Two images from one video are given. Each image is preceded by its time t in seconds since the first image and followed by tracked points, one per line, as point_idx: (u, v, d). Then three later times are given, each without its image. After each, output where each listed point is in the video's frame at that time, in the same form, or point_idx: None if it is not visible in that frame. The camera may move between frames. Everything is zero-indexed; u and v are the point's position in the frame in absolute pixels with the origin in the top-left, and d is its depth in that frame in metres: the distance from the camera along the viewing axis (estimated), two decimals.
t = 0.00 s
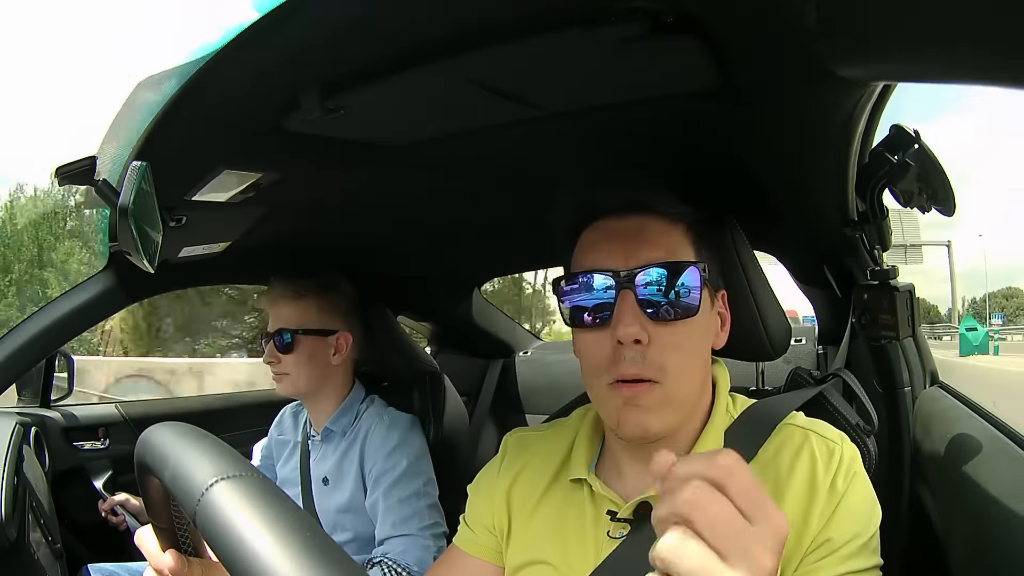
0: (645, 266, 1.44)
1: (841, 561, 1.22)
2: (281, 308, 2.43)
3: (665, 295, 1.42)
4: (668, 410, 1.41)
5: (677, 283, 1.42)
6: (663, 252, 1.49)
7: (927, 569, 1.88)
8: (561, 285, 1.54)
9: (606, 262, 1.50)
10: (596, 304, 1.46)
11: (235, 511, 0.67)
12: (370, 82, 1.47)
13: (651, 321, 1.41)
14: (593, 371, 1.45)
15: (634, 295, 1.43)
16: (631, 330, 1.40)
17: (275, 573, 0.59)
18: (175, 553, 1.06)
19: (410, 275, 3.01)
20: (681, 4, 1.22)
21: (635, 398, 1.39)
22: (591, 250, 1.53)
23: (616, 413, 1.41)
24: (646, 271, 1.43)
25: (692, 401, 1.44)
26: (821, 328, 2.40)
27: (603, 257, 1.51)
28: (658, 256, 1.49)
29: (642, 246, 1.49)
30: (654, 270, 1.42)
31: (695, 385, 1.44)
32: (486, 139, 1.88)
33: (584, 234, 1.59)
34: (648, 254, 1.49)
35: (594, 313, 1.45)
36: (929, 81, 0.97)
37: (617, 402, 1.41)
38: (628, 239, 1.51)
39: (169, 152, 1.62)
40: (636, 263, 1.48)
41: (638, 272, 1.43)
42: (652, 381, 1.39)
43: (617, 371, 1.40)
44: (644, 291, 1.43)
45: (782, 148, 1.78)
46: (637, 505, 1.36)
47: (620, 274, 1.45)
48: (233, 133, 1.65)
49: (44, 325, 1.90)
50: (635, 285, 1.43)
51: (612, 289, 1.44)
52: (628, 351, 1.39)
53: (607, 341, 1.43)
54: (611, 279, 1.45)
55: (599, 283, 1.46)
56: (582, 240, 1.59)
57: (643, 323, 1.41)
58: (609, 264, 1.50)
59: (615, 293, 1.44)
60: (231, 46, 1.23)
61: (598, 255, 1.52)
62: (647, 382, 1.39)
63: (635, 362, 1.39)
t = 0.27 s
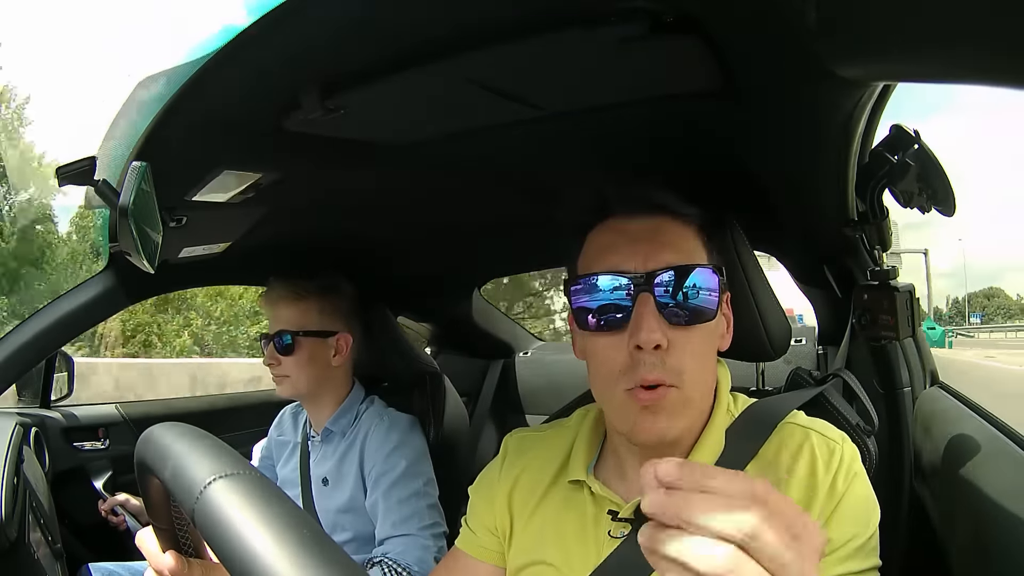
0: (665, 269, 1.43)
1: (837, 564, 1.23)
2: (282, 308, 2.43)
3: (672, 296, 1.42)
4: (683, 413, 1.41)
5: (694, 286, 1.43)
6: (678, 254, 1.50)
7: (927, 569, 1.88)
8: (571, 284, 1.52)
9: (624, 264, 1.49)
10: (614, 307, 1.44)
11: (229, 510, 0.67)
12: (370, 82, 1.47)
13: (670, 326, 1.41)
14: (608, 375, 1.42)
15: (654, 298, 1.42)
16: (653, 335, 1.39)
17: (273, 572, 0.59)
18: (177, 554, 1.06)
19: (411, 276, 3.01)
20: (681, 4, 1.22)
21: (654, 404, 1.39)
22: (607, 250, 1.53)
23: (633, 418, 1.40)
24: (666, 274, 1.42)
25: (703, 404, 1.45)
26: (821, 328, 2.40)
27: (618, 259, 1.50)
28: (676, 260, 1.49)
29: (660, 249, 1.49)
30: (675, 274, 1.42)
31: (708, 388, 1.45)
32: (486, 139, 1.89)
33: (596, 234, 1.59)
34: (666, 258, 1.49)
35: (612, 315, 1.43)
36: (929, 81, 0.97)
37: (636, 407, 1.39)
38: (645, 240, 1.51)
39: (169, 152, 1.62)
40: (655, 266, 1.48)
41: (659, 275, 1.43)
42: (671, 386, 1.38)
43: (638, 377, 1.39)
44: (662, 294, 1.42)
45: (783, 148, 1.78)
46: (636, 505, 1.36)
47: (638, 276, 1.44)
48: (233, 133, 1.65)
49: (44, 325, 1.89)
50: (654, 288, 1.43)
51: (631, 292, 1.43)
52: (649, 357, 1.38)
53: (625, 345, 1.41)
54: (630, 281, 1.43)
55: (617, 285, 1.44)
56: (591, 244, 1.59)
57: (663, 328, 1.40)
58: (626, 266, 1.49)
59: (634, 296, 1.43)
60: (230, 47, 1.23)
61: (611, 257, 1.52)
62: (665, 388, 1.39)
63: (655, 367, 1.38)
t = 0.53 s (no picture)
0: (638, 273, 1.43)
1: (830, 572, 1.23)
2: (282, 308, 2.43)
3: (665, 298, 1.42)
4: (660, 416, 1.40)
5: (665, 286, 1.42)
6: (656, 260, 1.50)
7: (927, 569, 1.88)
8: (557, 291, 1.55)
9: (598, 271, 1.52)
10: (586, 311, 1.47)
11: (229, 508, 0.67)
12: (370, 82, 1.47)
13: (640, 330, 1.41)
14: (587, 379, 1.46)
15: (624, 303, 1.43)
16: (619, 339, 1.40)
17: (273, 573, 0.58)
18: (178, 553, 1.06)
19: (410, 275, 3.01)
20: (681, 4, 1.22)
21: (624, 406, 1.40)
22: (589, 258, 1.55)
23: (608, 421, 1.42)
24: (633, 278, 1.43)
25: (687, 407, 1.44)
26: (821, 328, 2.40)
27: (599, 265, 1.52)
28: (650, 264, 1.50)
29: (635, 254, 1.50)
30: (641, 277, 1.42)
31: (688, 391, 1.43)
32: (486, 139, 1.89)
33: (586, 239, 1.59)
34: (639, 263, 1.49)
35: (588, 321, 1.46)
36: (929, 80, 0.97)
37: (607, 409, 1.41)
38: (625, 246, 1.52)
39: (169, 152, 1.62)
40: (626, 271, 1.49)
41: (626, 280, 1.43)
42: (641, 389, 1.39)
43: (606, 380, 1.41)
44: (636, 298, 1.43)
45: (782, 148, 1.77)
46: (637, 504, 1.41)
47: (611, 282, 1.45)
48: (233, 133, 1.65)
49: (44, 324, 1.89)
50: (626, 293, 1.43)
51: (601, 297, 1.45)
52: (616, 360, 1.40)
53: (598, 350, 1.44)
54: (602, 287, 1.45)
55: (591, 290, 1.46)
56: (581, 247, 1.59)
57: (632, 332, 1.41)
58: (601, 273, 1.51)
59: (606, 302, 1.44)
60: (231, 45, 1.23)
61: (595, 263, 1.53)
62: (637, 391, 1.39)
63: (623, 372, 1.39)
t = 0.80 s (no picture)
0: (635, 264, 1.44)
1: (831, 563, 1.23)
2: (283, 307, 2.43)
3: (664, 292, 1.42)
4: (662, 402, 1.41)
5: (663, 279, 1.42)
6: (650, 251, 1.50)
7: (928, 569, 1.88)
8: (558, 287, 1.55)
9: (598, 264, 1.52)
10: (585, 303, 1.47)
11: (230, 511, 0.67)
12: (370, 83, 1.47)
13: (639, 316, 1.42)
14: (589, 367, 1.47)
15: (623, 292, 1.44)
16: (619, 325, 1.41)
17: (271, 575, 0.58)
18: (178, 552, 1.05)
19: (410, 276, 3.01)
20: (681, 4, 1.21)
21: (626, 392, 1.41)
22: (586, 254, 1.55)
23: (611, 408, 1.43)
24: (632, 270, 1.43)
25: (688, 392, 1.45)
26: (821, 327, 2.40)
27: (597, 259, 1.52)
28: (647, 256, 1.49)
29: (633, 246, 1.50)
30: (639, 269, 1.42)
31: (690, 376, 1.44)
32: (486, 139, 1.88)
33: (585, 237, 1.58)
34: (638, 254, 1.49)
35: (587, 312, 1.47)
36: (931, 81, 0.97)
37: (608, 395, 1.43)
38: (621, 242, 1.52)
39: (169, 152, 1.62)
40: (625, 263, 1.49)
41: (625, 271, 1.44)
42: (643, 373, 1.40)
43: (608, 365, 1.42)
44: (634, 288, 1.43)
45: (783, 147, 1.77)
46: (636, 498, 1.42)
47: (610, 273, 1.45)
48: (233, 133, 1.65)
49: (44, 324, 1.89)
50: (624, 283, 1.44)
51: (600, 289, 1.45)
52: (617, 346, 1.41)
53: (599, 338, 1.45)
54: (600, 278, 1.45)
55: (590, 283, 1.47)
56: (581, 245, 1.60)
57: (632, 318, 1.42)
58: (600, 265, 1.51)
59: (605, 292, 1.45)
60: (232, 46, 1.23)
61: (593, 258, 1.53)
62: (638, 375, 1.40)
63: (625, 356, 1.41)
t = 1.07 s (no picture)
0: (642, 268, 1.44)
1: (824, 559, 1.23)
2: (282, 307, 2.43)
3: (667, 294, 1.43)
4: (670, 405, 1.42)
5: (667, 282, 1.43)
6: (656, 254, 1.50)
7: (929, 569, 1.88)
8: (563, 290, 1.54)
9: (603, 266, 1.51)
10: (591, 307, 1.47)
11: (228, 504, 0.67)
12: (370, 82, 1.47)
13: (646, 320, 1.42)
14: (595, 371, 1.46)
15: (630, 295, 1.44)
16: (627, 329, 1.41)
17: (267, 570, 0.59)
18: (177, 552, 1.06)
19: (410, 276, 3.01)
20: (681, 4, 1.21)
21: (635, 396, 1.41)
22: (592, 254, 1.55)
23: (618, 411, 1.43)
24: (637, 273, 1.44)
25: (694, 395, 1.45)
26: (821, 327, 2.40)
27: (603, 261, 1.52)
28: (652, 258, 1.49)
29: (638, 249, 1.50)
30: (644, 272, 1.43)
31: (696, 379, 1.45)
32: (486, 139, 1.89)
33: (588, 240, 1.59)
34: (644, 256, 1.50)
35: (594, 315, 1.46)
36: (932, 81, 0.97)
37: (617, 399, 1.42)
38: (626, 243, 1.51)
39: (170, 152, 1.62)
40: (630, 266, 1.49)
41: (630, 274, 1.44)
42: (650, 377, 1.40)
43: (615, 369, 1.42)
44: (640, 291, 1.43)
45: (782, 147, 1.77)
46: (639, 493, 1.42)
47: (616, 277, 1.45)
48: (233, 133, 1.65)
49: (45, 324, 1.89)
50: (631, 286, 1.44)
51: (606, 291, 1.45)
52: (625, 350, 1.41)
53: (606, 341, 1.44)
54: (607, 281, 1.45)
55: (597, 286, 1.46)
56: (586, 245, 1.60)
57: (639, 322, 1.42)
58: (605, 267, 1.51)
59: (612, 295, 1.45)
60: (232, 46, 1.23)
61: (599, 259, 1.53)
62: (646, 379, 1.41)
63: (632, 360, 1.41)
